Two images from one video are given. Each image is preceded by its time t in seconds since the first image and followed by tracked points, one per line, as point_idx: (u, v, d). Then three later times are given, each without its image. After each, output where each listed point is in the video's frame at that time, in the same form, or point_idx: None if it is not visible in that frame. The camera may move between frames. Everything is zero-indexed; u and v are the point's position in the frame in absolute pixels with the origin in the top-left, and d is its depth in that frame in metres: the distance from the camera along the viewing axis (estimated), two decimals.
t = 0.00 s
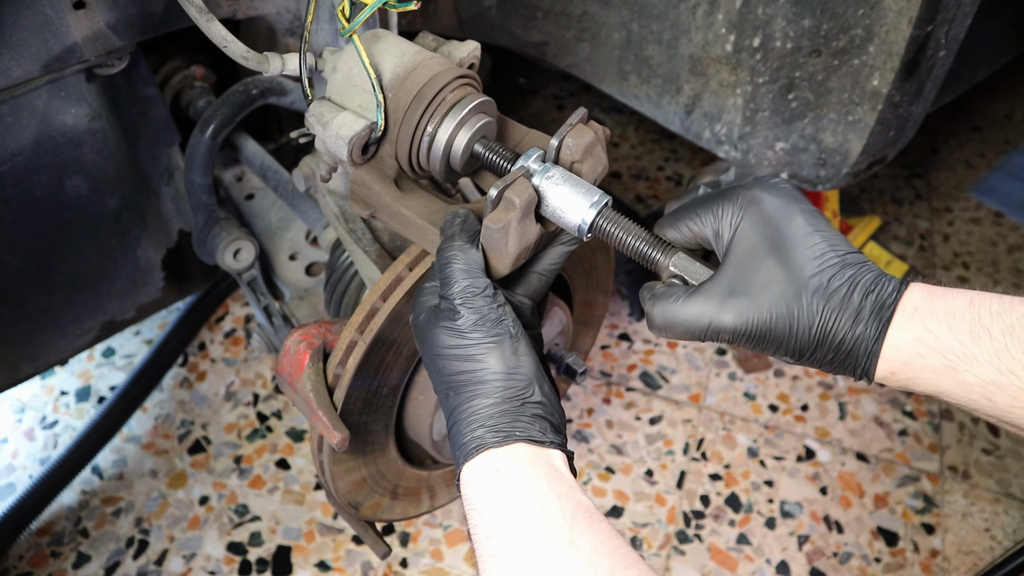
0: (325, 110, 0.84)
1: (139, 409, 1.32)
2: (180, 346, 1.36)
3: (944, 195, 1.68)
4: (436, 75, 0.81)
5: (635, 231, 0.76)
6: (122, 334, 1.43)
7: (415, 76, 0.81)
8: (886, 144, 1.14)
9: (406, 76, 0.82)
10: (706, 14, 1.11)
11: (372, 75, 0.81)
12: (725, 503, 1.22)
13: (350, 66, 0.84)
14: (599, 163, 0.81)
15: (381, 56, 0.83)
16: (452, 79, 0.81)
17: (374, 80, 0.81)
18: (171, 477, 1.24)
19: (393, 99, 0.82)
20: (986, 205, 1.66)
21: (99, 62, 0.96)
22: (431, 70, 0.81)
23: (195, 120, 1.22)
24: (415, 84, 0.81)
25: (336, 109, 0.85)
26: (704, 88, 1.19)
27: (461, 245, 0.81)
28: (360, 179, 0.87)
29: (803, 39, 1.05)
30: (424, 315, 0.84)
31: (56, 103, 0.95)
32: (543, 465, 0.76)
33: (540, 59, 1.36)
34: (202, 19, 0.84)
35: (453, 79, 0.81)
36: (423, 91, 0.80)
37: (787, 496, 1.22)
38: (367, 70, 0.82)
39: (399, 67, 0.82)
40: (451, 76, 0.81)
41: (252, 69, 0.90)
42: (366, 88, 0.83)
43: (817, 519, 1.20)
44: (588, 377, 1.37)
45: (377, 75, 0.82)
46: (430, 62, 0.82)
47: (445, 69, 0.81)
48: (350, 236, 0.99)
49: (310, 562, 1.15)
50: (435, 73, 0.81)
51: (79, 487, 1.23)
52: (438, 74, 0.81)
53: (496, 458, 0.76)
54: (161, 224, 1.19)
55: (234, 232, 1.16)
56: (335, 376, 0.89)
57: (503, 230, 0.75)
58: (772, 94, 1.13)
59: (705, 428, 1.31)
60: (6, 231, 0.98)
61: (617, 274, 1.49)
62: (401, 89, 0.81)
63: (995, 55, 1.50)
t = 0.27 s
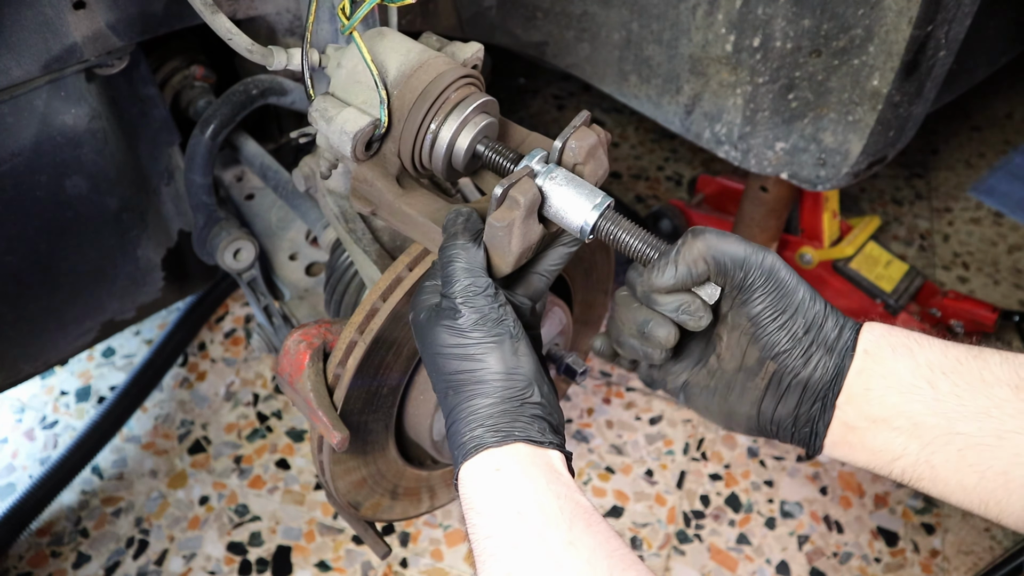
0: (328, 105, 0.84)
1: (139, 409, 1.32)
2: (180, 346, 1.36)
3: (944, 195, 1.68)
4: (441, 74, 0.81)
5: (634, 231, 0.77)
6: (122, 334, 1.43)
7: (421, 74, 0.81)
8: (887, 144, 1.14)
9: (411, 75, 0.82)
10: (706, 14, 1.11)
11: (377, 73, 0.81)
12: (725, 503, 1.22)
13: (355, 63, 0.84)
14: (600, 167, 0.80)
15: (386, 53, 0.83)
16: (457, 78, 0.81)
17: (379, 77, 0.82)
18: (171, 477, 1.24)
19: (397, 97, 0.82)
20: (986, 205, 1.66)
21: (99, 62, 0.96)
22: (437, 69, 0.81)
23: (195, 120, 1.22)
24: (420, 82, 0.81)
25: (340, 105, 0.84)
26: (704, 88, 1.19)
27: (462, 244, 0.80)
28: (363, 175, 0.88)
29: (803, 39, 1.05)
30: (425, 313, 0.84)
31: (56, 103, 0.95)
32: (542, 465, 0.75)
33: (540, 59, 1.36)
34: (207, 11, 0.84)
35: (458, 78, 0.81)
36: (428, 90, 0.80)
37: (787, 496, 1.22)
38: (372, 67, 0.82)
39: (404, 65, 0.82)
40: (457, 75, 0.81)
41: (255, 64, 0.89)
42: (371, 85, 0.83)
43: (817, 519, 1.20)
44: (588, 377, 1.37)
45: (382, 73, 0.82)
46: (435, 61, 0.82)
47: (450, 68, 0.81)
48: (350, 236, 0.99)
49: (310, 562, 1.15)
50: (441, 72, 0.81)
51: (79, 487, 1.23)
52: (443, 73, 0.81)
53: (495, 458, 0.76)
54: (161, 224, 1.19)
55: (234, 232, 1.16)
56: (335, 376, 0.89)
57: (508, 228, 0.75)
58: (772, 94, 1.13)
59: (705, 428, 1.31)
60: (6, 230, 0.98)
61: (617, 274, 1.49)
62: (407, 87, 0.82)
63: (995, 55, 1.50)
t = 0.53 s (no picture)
0: (324, 111, 0.84)
1: (139, 409, 1.32)
2: (180, 346, 1.36)
3: (944, 195, 1.68)
4: (435, 75, 0.81)
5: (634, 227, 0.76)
6: (122, 334, 1.43)
7: (415, 76, 0.81)
8: (887, 144, 1.14)
9: (406, 77, 0.82)
10: (706, 14, 1.11)
11: (372, 75, 0.81)
12: (725, 503, 1.22)
13: (350, 67, 0.84)
14: (599, 162, 0.81)
15: (380, 56, 0.83)
16: (451, 79, 0.81)
17: (374, 80, 0.81)
18: (171, 477, 1.24)
19: (392, 99, 0.82)
20: (986, 205, 1.66)
21: (99, 62, 0.96)
22: (431, 71, 0.81)
23: (195, 120, 1.22)
24: (415, 84, 0.81)
25: (335, 110, 0.85)
26: (704, 88, 1.19)
27: (461, 246, 0.81)
28: (361, 181, 0.88)
29: (803, 39, 1.05)
30: (423, 315, 0.84)
31: (56, 103, 0.95)
32: (541, 466, 0.75)
33: (540, 59, 1.36)
34: (202, 19, 0.83)
35: (452, 78, 0.81)
36: (423, 92, 0.80)
37: (787, 496, 1.22)
38: (367, 70, 0.82)
39: (399, 67, 0.82)
40: (450, 75, 0.81)
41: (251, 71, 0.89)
42: (367, 89, 0.83)
43: (817, 519, 1.20)
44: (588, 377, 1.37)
45: (376, 75, 0.82)
46: (429, 63, 0.82)
47: (444, 69, 0.81)
48: (350, 236, 0.99)
49: (310, 562, 1.15)
50: (435, 73, 0.81)
51: (79, 487, 1.23)
52: (437, 74, 0.81)
53: (494, 459, 0.76)
54: (161, 224, 1.19)
55: (234, 232, 1.16)
56: (335, 376, 0.89)
57: (503, 229, 0.76)
58: (772, 94, 1.13)
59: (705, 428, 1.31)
60: (6, 230, 0.98)
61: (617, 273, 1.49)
62: (401, 90, 0.81)
63: (995, 55, 1.50)
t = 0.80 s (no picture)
0: (320, 116, 0.84)
1: (139, 409, 1.32)
2: (180, 346, 1.36)
3: (944, 195, 1.68)
4: (429, 77, 0.81)
5: (631, 223, 0.76)
6: (122, 334, 1.43)
7: (409, 79, 0.81)
8: (887, 144, 1.14)
9: (400, 79, 0.81)
10: (706, 14, 1.11)
11: (368, 79, 0.81)
12: (725, 503, 1.22)
13: (345, 71, 0.84)
14: (597, 158, 0.81)
15: (375, 59, 0.83)
16: (445, 80, 0.81)
17: (369, 84, 0.81)
18: (171, 477, 1.24)
19: (388, 102, 0.82)
20: (986, 205, 1.66)
21: (99, 62, 0.96)
22: (425, 72, 0.81)
23: (195, 120, 1.22)
24: (409, 87, 0.81)
25: (331, 115, 0.85)
26: (704, 88, 1.19)
27: (459, 246, 0.81)
28: (360, 184, 0.88)
29: (803, 38, 1.05)
30: (423, 315, 0.84)
31: (57, 102, 0.95)
32: (541, 466, 0.75)
33: (540, 59, 1.36)
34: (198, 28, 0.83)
35: (447, 79, 0.81)
36: (417, 94, 0.80)
37: (787, 496, 1.22)
38: (363, 74, 0.82)
39: (393, 70, 0.82)
40: (445, 76, 0.81)
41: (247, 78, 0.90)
42: (362, 93, 0.83)
43: (817, 519, 1.20)
44: (588, 377, 1.37)
45: (372, 78, 0.82)
46: (424, 64, 0.82)
47: (438, 70, 0.81)
48: (350, 236, 0.99)
49: (310, 562, 1.15)
50: (429, 74, 0.81)
51: (79, 487, 1.23)
52: (432, 76, 0.81)
53: (493, 459, 0.76)
54: (161, 224, 1.19)
55: (234, 232, 1.16)
56: (335, 376, 0.89)
57: (499, 230, 0.75)
58: (772, 94, 1.13)
59: (705, 428, 1.31)
60: (6, 230, 0.98)
61: (617, 273, 1.49)
62: (396, 92, 0.81)
63: (995, 56, 1.50)
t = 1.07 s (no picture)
0: (320, 117, 0.84)
1: (139, 409, 1.32)
2: (180, 346, 1.36)
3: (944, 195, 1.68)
4: (428, 77, 0.81)
5: (631, 217, 0.75)
6: (122, 334, 1.43)
7: (408, 78, 0.81)
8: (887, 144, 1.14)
9: (399, 79, 0.81)
10: (706, 14, 1.11)
11: (367, 79, 0.81)
12: (725, 503, 1.22)
13: (344, 72, 0.84)
14: (596, 156, 0.81)
15: (374, 59, 0.83)
16: (444, 79, 0.81)
17: (368, 84, 0.81)
18: (171, 477, 1.24)
19: (387, 102, 0.82)
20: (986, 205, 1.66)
21: (99, 62, 0.96)
22: (424, 72, 0.81)
23: (195, 120, 1.22)
24: (408, 86, 0.81)
25: (331, 116, 0.85)
26: (704, 88, 1.19)
27: (462, 245, 0.81)
28: (360, 184, 0.87)
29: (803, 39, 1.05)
30: (425, 313, 0.84)
31: (56, 102, 0.95)
32: (543, 464, 0.75)
33: (540, 59, 1.36)
34: (196, 31, 0.83)
35: (445, 79, 0.81)
36: (416, 93, 0.80)
37: (787, 496, 1.22)
38: (362, 75, 0.82)
39: (391, 71, 0.82)
40: (443, 76, 0.81)
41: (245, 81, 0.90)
42: (361, 94, 0.83)
43: (817, 519, 1.20)
44: (588, 377, 1.37)
45: (371, 79, 0.82)
46: (422, 64, 0.82)
47: (437, 70, 0.81)
48: (350, 236, 0.99)
49: (310, 562, 1.15)
50: (428, 74, 0.81)
51: (79, 487, 1.23)
52: (430, 75, 0.81)
53: (496, 457, 0.76)
54: (161, 224, 1.19)
55: (234, 232, 1.16)
56: (335, 376, 0.89)
57: (503, 227, 0.75)
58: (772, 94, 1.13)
59: (705, 428, 1.31)
60: (6, 230, 0.98)
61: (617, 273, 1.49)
62: (395, 92, 0.81)
63: (995, 56, 1.50)
